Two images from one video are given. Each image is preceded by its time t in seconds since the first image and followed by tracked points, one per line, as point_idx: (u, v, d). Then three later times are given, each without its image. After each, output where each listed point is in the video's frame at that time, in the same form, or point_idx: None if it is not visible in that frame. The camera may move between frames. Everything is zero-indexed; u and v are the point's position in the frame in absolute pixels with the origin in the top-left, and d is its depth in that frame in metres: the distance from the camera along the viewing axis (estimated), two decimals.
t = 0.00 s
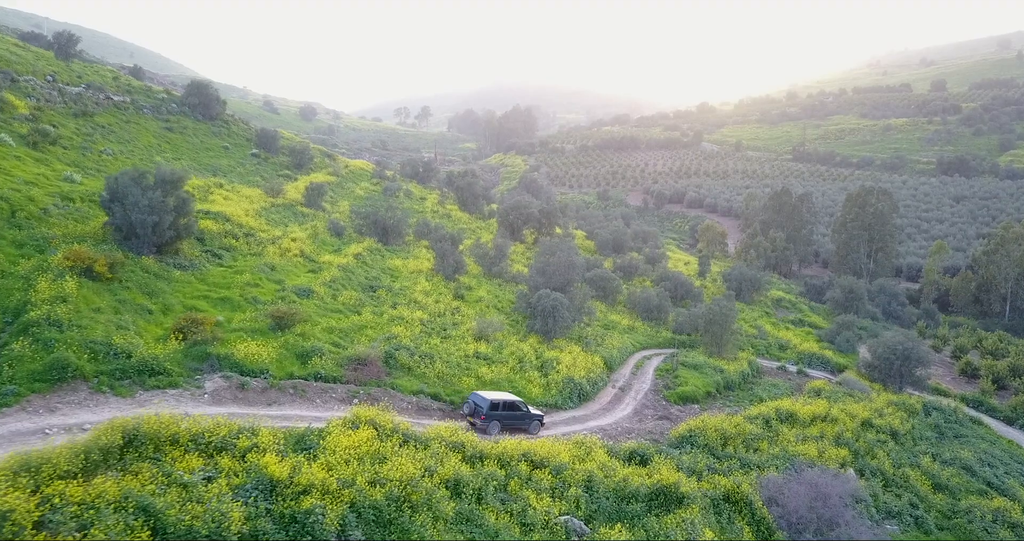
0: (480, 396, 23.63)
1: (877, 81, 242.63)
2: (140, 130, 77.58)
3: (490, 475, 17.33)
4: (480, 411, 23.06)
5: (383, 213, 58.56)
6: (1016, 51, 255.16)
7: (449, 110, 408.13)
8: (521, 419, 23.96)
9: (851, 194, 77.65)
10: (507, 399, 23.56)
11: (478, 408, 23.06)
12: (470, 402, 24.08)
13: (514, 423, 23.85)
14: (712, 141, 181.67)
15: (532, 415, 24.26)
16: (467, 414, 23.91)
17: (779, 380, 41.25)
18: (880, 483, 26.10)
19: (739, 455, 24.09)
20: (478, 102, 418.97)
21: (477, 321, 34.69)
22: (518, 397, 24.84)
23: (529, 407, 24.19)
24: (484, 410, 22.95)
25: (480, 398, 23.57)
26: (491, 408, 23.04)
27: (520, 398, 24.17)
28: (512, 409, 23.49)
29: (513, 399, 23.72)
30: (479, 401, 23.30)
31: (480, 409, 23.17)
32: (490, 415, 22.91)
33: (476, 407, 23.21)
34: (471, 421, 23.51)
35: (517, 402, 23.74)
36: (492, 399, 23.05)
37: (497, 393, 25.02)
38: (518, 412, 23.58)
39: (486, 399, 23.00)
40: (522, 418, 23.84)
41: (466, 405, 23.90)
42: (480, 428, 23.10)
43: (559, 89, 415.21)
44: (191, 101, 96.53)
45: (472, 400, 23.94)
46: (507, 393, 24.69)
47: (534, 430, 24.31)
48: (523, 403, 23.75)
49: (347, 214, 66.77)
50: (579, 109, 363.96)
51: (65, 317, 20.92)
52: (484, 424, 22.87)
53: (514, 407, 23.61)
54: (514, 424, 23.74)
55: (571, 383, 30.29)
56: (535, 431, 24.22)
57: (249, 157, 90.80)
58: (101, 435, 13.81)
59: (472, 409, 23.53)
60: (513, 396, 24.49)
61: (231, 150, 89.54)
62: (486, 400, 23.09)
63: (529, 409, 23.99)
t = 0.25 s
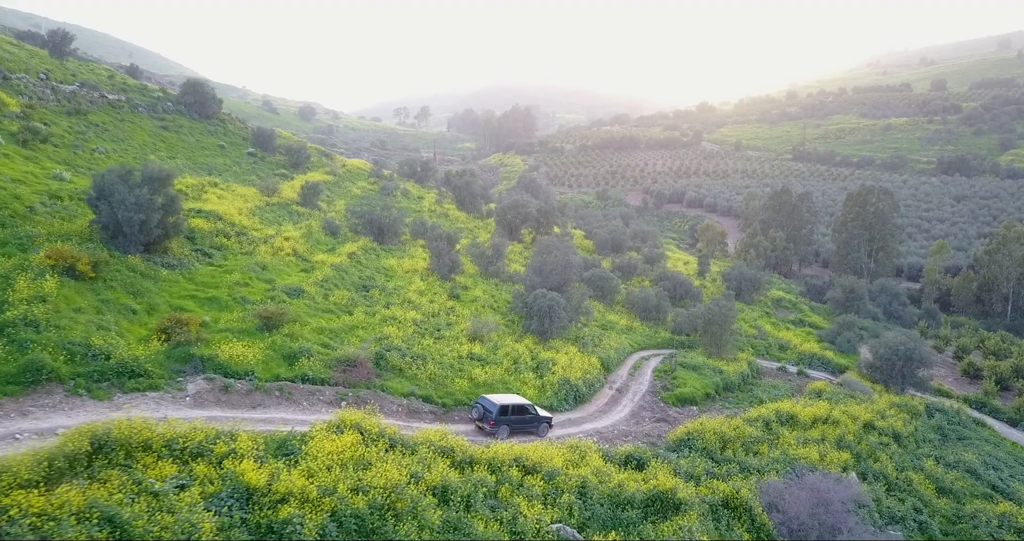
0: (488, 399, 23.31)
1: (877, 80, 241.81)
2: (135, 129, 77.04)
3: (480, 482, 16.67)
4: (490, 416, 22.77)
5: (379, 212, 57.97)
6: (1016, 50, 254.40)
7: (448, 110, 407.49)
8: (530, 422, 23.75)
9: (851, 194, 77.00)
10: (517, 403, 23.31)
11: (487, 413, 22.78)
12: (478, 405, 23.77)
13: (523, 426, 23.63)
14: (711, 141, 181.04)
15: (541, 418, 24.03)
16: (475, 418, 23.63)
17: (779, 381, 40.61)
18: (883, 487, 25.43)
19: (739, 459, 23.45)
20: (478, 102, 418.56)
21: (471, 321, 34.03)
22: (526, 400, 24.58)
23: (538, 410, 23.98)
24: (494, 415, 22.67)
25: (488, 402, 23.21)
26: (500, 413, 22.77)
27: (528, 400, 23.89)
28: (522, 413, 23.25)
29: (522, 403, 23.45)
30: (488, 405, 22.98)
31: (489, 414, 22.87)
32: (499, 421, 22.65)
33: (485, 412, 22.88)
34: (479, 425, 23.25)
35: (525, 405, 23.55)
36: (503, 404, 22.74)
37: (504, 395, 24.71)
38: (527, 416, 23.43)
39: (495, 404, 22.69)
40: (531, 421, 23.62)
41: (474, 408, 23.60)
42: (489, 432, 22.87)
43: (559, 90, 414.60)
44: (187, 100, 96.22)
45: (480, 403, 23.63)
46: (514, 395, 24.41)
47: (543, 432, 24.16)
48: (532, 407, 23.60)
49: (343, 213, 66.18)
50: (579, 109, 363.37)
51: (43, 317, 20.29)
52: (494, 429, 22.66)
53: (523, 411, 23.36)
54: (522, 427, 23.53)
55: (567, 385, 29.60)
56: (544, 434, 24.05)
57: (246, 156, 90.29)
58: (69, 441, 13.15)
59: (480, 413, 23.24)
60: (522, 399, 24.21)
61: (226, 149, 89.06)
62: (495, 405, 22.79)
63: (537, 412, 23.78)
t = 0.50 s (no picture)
0: (495, 401, 23.05)
1: (878, 80, 241.07)
2: (130, 127, 76.59)
3: (470, 487, 16.08)
4: (497, 417, 22.52)
5: (375, 211, 57.43)
6: (1016, 50, 253.83)
7: (448, 110, 406.94)
8: (537, 424, 23.56)
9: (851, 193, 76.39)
10: (524, 404, 23.12)
11: (495, 415, 22.50)
12: (484, 407, 23.48)
13: (529, 428, 23.44)
14: (711, 141, 180.42)
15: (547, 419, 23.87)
16: (481, 420, 23.33)
17: (779, 382, 40.04)
18: (885, 490, 24.85)
19: (738, 462, 22.87)
20: (478, 102, 418.13)
21: (466, 322, 33.45)
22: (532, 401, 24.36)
23: (545, 410, 23.85)
24: (502, 416, 22.40)
25: (495, 403, 22.95)
26: (508, 414, 22.53)
27: (534, 401, 23.72)
28: (528, 414, 23.08)
29: (529, 404, 23.26)
30: (495, 407, 22.73)
31: (497, 416, 22.60)
32: (507, 422, 22.42)
33: (492, 413, 22.61)
34: (487, 427, 22.97)
35: (532, 406, 23.38)
36: (510, 405, 22.52)
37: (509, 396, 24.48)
38: (534, 417, 23.27)
39: (503, 406, 22.44)
40: (538, 422, 23.44)
41: (481, 410, 23.30)
42: (497, 434, 22.58)
43: (559, 89, 413.91)
44: (183, 98, 95.72)
45: (486, 404, 23.33)
46: (519, 396, 24.21)
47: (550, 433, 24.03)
48: (539, 408, 23.46)
49: (339, 212, 65.64)
50: (579, 109, 362.77)
51: (22, 317, 19.75)
52: (502, 431, 22.40)
53: (530, 412, 23.17)
54: (529, 429, 23.34)
55: (563, 386, 28.99)
56: (550, 435, 23.90)
57: (242, 155, 89.86)
58: (37, 448, 12.59)
59: (487, 415, 22.98)
60: (528, 400, 24.02)
61: (223, 148, 88.67)
62: (503, 407, 22.53)
63: (544, 413, 23.65)
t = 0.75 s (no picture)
0: (502, 401, 22.92)
1: (878, 79, 240.10)
2: (124, 125, 76.09)
3: (456, 494, 15.39)
4: (505, 418, 22.41)
5: (370, 209, 56.82)
6: (1017, 49, 252.95)
7: (448, 109, 406.22)
8: (543, 424, 23.46)
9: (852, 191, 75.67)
10: (530, 404, 23.08)
11: (502, 415, 22.38)
12: (490, 408, 23.33)
13: (535, 428, 23.34)
14: (711, 140, 179.72)
15: (553, 418, 23.83)
16: (487, 421, 23.16)
17: (779, 382, 39.40)
18: (887, 494, 24.16)
19: (736, 466, 22.19)
20: (478, 101, 417.37)
21: (460, 321, 32.78)
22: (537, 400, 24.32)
23: (550, 410, 23.82)
24: (509, 416, 22.29)
25: (502, 404, 22.82)
26: (515, 414, 22.44)
27: (539, 401, 23.69)
28: (535, 413, 23.07)
29: (535, 403, 23.20)
30: (502, 407, 22.62)
31: (504, 416, 22.49)
32: (515, 422, 22.30)
33: (500, 414, 22.48)
34: (494, 428, 22.81)
35: (538, 405, 23.36)
36: (518, 405, 22.41)
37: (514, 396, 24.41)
38: (540, 416, 23.26)
39: (510, 406, 22.35)
40: (545, 422, 23.39)
41: (487, 412, 23.11)
42: (505, 435, 22.45)
43: (559, 89, 413.09)
44: (179, 96, 95.14)
45: (492, 405, 23.18)
46: (525, 396, 24.15)
47: (557, 433, 23.97)
48: (545, 407, 23.47)
49: (334, 210, 65.03)
50: (579, 108, 361.89)
51: None
52: (510, 431, 22.27)
53: (536, 411, 23.13)
54: (536, 429, 23.25)
55: (557, 387, 28.29)
56: (556, 434, 23.92)
57: (238, 153, 89.35)
58: None
59: (494, 416, 22.82)
60: (532, 400, 23.98)
61: (218, 147, 88.23)
62: (510, 407, 22.43)
63: (550, 412, 23.62)
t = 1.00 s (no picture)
0: (508, 402, 22.78)
1: (878, 77, 239.47)
2: (119, 123, 75.60)
3: (443, 499, 14.79)
4: (511, 419, 22.29)
5: (365, 207, 56.25)
6: (1017, 47, 252.31)
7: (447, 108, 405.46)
8: (548, 424, 23.37)
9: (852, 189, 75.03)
10: (536, 404, 22.98)
11: (509, 416, 22.26)
12: (496, 408, 23.21)
13: (541, 429, 23.25)
14: (711, 138, 179.09)
15: (559, 419, 23.77)
16: (493, 421, 23.02)
17: (778, 382, 38.83)
18: (890, 496, 23.57)
19: (735, 468, 21.57)
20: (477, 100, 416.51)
21: (454, 320, 32.17)
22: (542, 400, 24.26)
23: (556, 410, 23.75)
24: (516, 418, 22.19)
25: (508, 405, 22.70)
26: (522, 415, 22.35)
27: (545, 401, 23.61)
28: (541, 414, 22.99)
29: (541, 403, 23.10)
30: (509, 408, 22.51)
31: (510, 417, 22.36)
32: (521, 423, 22.21)
33: (506, 415, 22.37)
34: (500, 429, 22.70)
35: (544, 405, 23.28)
36: (524, 406, 22.30)
37: (519, 396, 24.30)
38: (546, 416, 23.18)
39: (517, 407, 22.24)
40: (551, 422, 23.33)
41: (493, 412, 22.98)
42: (511, 436, 22.35)
43: (559, 87, 412.38)
44: (175, 93, 94.55)
45: (498, 406, 23.06)
46: (530, 396, 24.07)
47: (561, 433, 23.89)
48: (551, 407, 23.38)
49: (330, 208, 64.46)
50: (579, 107, 360.91)
51: None
52: (517, 432, 22.17)
53: (542, 412, 23.06)
54: (542, 429, 23.18)
55: (552, 387, 27.68)
56: (561, 434, 23.87)
57: (234, 151, 88.90)
58: None
59: (500, 417, 22.70)
60: (538, 400, 23.89)
61: (214, 144, 87.84)
62: (517, 408, 22.31)
63: (555, 413, 23.55)
